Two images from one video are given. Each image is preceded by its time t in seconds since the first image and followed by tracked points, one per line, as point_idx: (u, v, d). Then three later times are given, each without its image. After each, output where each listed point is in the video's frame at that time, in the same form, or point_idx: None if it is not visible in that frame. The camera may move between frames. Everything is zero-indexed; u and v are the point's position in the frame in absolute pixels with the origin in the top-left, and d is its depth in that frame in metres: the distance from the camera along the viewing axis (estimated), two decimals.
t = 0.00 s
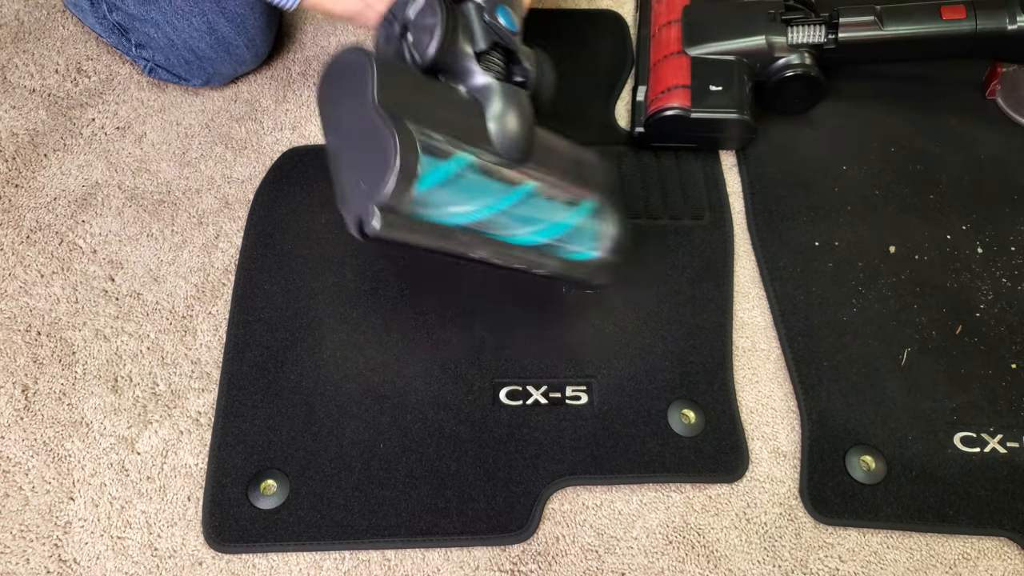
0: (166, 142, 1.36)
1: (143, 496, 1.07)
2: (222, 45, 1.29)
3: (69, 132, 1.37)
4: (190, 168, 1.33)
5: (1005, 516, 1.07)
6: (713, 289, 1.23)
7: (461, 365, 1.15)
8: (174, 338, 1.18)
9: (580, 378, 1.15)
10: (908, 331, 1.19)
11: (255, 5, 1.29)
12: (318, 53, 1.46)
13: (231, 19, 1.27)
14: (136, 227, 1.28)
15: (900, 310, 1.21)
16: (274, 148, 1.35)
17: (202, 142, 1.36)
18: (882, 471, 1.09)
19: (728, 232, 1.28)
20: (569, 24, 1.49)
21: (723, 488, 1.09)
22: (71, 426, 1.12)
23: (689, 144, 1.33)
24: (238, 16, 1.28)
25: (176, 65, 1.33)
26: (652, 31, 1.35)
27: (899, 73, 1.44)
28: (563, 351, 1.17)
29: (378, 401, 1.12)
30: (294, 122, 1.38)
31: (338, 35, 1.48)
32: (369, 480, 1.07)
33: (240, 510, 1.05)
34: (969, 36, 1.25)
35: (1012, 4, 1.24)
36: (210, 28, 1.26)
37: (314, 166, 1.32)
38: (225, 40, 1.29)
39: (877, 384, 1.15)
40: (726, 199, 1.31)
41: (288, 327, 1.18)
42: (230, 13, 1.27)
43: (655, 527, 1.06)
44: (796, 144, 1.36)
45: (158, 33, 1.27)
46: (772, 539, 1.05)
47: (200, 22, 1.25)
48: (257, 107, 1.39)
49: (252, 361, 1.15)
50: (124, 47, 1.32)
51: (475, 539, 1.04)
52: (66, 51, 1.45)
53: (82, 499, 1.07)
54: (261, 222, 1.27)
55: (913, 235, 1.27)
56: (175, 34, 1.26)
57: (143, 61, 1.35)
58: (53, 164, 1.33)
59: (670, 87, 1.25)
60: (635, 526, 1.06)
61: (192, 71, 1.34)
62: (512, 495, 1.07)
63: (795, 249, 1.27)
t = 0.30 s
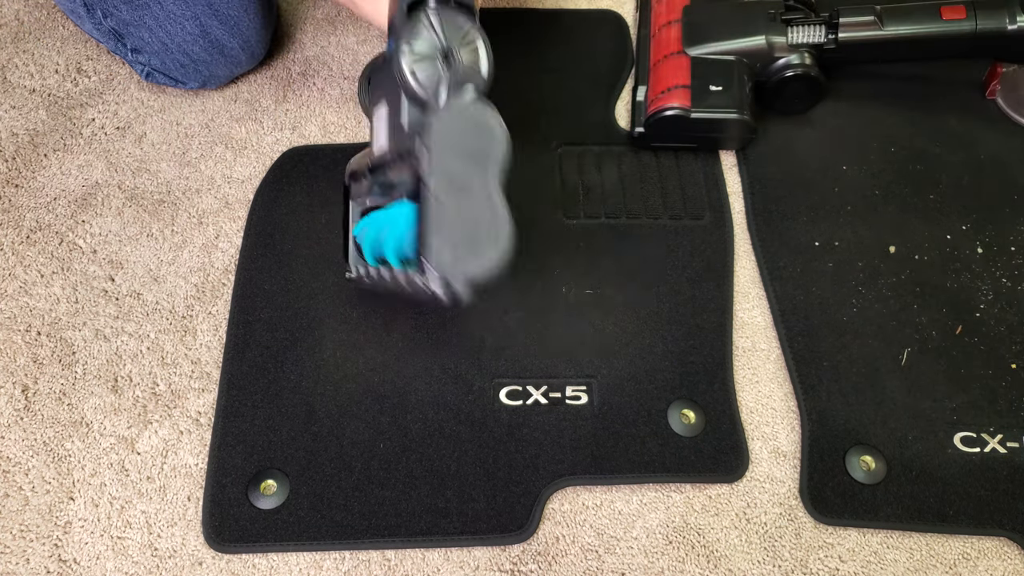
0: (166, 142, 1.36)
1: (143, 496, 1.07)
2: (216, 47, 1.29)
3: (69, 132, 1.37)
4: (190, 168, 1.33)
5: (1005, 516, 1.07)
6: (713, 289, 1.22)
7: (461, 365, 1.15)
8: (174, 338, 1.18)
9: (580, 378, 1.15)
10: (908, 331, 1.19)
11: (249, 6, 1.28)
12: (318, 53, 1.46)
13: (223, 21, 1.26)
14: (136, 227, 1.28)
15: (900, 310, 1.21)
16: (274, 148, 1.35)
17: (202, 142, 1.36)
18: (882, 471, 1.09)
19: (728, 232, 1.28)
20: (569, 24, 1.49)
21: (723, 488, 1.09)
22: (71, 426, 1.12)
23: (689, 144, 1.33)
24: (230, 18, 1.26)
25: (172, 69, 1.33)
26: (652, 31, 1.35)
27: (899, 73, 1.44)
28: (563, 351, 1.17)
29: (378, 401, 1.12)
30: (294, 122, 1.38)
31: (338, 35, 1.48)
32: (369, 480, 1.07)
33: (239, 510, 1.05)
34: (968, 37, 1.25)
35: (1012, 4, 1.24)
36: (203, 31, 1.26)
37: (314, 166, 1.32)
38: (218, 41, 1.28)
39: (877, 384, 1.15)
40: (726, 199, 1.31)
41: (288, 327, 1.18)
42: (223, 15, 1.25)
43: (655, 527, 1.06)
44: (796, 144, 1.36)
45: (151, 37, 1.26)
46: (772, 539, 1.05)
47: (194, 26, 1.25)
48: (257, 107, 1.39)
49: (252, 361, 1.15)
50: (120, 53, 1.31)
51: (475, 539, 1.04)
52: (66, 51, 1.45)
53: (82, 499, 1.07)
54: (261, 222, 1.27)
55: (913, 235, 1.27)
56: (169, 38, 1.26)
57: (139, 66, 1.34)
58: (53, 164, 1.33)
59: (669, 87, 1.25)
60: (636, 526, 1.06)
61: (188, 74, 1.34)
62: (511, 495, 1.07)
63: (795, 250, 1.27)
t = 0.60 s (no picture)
0: (166, 142, 1.36)
1: (143, 496, 1.07)
2: (215, 46, 1.29)
3: (69, 132, 1.37)
4: (190, 168, 1.33)
5: (1005, 516, 1.07)
6: (713, 289, 1.22)
7: (461, 365, 1.15)
8: (174, 338, 1.18)
9: (579, 378, 1.15)
10: (908, 331, 1.19)
11: (247, 4, 1.28)
12: (318, 53, 1.46)
13: (221, 20, 1.26)
14: (136, 227, 1.28)
15: (900, 310, 1.21)
16: (274, 148, 1.35)
17: (202, 142, 1.36)
18: (882, 471, 1.09)
19: (728, 232, 1.28)
20: (569, 24, 1.49)
21: (723, 488, 1.09)
22: (71, 425, 1.12)
23: (689, 144, 1.33)
24: (228, 16, 1.27)
25: (171, 68, 1.33)
26: (652, 32, 1.35)
27: (899, 73, 1.44)
28: (563, 350, 1.17)
29: (378, 400, 1.12)
30: (294, 122, 1.38)
31: (338, 35, 1.48)
32: (369, 480, 1.07)
33: (239, 509, 1.05)
34: (969, 37, 1.25)
35: (1012, 4, 1.24)
36: (201, 30, 1.26)
37: (314, 166, 1.32)
38: (216, 40, 1.28)
39: (877, 384, 1.15)
40: (726, 199, 1.31)
41: (287, 327, 1.18)
42: (222, 13, 1.26)
43: (655, 526, 1.06)
44: (796, 144, 1.36)
45: (150, 37, 1.26)
46: (772, 539, 1.05)
47: (192, 25, 1.25)
48: (257, 107, 1.39)
49: (251, 360, 1.15)
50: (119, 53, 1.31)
51: (475, 539, 1.04)
52: (66, 51, 1.45)
53: (82, 499, 1.07)
54: (261, 222, 1.27)
55: (913, 235, 1.27)
56: (168, 37, 1.26)
57: (138, 66, 1.34)
58: (53, 164, 1.33)
59: (669, 87, 1.25)
60: (635, 526, 1.06)
61: (187, 73, 1.34)
62: (511, 495, 1.07)
63: (795, 249, 1.27)
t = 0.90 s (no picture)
0: (166, 142, 1.36)
1: (143, 496, 1.07)
2: (216, 43, 1.29)
3: (69, 132, 1.37)
4: (190, 168, 1.33)
5: (1005, 516, 1.07)
6: (713, 289, 1.22)
7: (461, 365, 1.15)
8: (174, 338, 1.18)
9: (579, 378, 1.15)
10: (908, 331, 1.19)
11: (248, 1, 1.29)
12: (318, 53, 1.46)
13: (222, 16, 1.27)
14: (136, 227, 1.28)
15: (900, 310, 1.21)
16: (274, 148, 1.35)
17: (202, 142, 1.36)
18: (882, 471, 1.09)
19: (728, 232, 1.28)
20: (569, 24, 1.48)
21: (723, 488, 1.09)
22: (71, 425, 1.12)
23: (689, 145, 1.33)
24: (229, 13, 1.28)
25: (173, 66, 1.33)
26: (652, 31, 1.35)
27: (899, 73, 1.43)
28: (563, 350, 1.17)
29: (378, 400, 1.12)
30: (295, 122, 1.38)
31: (338, 35, 1.48)
32: (369, 480, 1.07)
33: (239, 509, 1.05)
34: (969, 37, 1.25)
35: (1012, 4, 1.24)
36: (202, 27, 1.26)
37: (314, 166, 1.32)
38: (218, 38, 1.28)
39: (877, 384, 1.15)
40: (726, 199, 1.31)
41: (287, 327, 1.18)
42: (222, 10, 1.26)
43: (655, 526, 1.06)
44: (796, 144, 1.36)
45: (151, 35, 1.26)
46: (772, 539, 1.05)
47: (193, 21, 1.25)
48: (257, 107, 1.40)
49: (251, 360, 1.15)
50: (121, 53, 1.32)
51: (474, 539, 1.04)
52: (66, 51, 1.45)
53: (82, 499, 1.07)
54: (261, 222, 1.27)
55: (913, 235, 1.27)
56: (168, 35, 1.26)
57: (140, 65, 1.34)
58: (53, 164, 1.33)
59: (669, 87, 1.25)
60: (635, 525, 1.06)
61: (189, 71, 1.34)
62: (511, 495, 1.07)
63: (795, 249, 1.27)
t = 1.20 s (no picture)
0: (166, 142, 1.36)
1: (143, 496, 1.07)
2: (217, 42, 1.28)
3: (69, 132, 1.37)
4: (190, 168, 1.33)
5: (1005, 516, 1.07)
6: (713, 290, 1.22)
7: (461, 365, 1.15)
8: (174, 338, 1.18)
9: (579, 378, 1.15)
10: (908, 331, 1.19)
11: None
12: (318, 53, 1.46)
13: (224, 14, 1.26)
14: (136, 227, 1.28)
15: (900, 310, 1.21)
16: (274, 148, 1.35)
17: (202, 142, 1.36)
18: (882, 471, 1.09)
19: (728, 232, 1.28)
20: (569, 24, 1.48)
21: (723, 488, 1.09)
22: (71, 426, 1.12)
23: (689, 145, 1.33)
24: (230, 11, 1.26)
25: (174, 65, 1.32)
26: (652, 31, 1.35)
27: (899, 73, 1.44)
28: (563, 350, 1.17)
29: (378, 400, 1.12)
30: (295, 122, 1.38)
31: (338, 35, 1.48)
32: (369, 480, 1.07)
33: (239, 510, 1.05)
34: (969, 37, 1.25)
35: (1012, 4, 1.25)
36: (203, 25, 1.25)
37: (314, 166, 1.32)
38: (219, 36, 1.27)
39: (877, 384, 1.15)
40: (726, 199, 1.31)
41: (287, 327, 1.18)
42: (223, 8, 1.25)
43: (655, 526, 1.06)
44: (796, 144, 1.36)
45: (153, 34, 1.26)
46: (772, 539, 1.05)
47: (194, 19, 1.24)
48: (257, 107, 1.39)
49: (251, 360, 1.15)
50: (122, 52, 1.32)
51: (474, 539, 1.04)
52: (66, 51, 1.45)
53: (82, 499, 1.07)
54: (261, 222, 1.27)
55: (913, 235, 1.27)
56: (169, 33, 1.25)
57: (140, 64, 1.34)
58: (53, 164, 1.33)
59: (669, 87, 1.25)
60: (635, 526, 1.06)
61: (189, 70, 1.33)
62: (511, 495, 1.07)
63: (795, 249, 1.27)
